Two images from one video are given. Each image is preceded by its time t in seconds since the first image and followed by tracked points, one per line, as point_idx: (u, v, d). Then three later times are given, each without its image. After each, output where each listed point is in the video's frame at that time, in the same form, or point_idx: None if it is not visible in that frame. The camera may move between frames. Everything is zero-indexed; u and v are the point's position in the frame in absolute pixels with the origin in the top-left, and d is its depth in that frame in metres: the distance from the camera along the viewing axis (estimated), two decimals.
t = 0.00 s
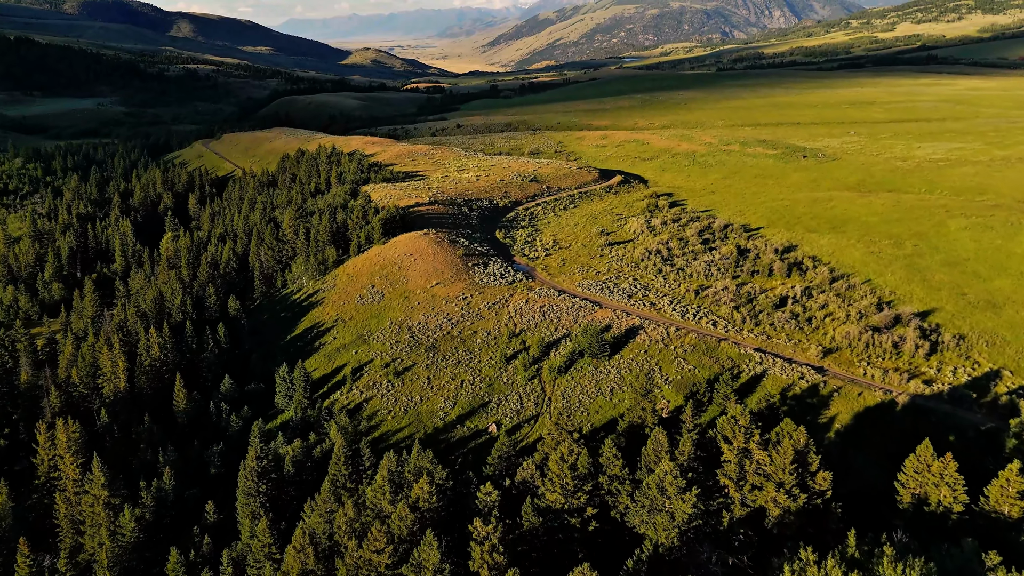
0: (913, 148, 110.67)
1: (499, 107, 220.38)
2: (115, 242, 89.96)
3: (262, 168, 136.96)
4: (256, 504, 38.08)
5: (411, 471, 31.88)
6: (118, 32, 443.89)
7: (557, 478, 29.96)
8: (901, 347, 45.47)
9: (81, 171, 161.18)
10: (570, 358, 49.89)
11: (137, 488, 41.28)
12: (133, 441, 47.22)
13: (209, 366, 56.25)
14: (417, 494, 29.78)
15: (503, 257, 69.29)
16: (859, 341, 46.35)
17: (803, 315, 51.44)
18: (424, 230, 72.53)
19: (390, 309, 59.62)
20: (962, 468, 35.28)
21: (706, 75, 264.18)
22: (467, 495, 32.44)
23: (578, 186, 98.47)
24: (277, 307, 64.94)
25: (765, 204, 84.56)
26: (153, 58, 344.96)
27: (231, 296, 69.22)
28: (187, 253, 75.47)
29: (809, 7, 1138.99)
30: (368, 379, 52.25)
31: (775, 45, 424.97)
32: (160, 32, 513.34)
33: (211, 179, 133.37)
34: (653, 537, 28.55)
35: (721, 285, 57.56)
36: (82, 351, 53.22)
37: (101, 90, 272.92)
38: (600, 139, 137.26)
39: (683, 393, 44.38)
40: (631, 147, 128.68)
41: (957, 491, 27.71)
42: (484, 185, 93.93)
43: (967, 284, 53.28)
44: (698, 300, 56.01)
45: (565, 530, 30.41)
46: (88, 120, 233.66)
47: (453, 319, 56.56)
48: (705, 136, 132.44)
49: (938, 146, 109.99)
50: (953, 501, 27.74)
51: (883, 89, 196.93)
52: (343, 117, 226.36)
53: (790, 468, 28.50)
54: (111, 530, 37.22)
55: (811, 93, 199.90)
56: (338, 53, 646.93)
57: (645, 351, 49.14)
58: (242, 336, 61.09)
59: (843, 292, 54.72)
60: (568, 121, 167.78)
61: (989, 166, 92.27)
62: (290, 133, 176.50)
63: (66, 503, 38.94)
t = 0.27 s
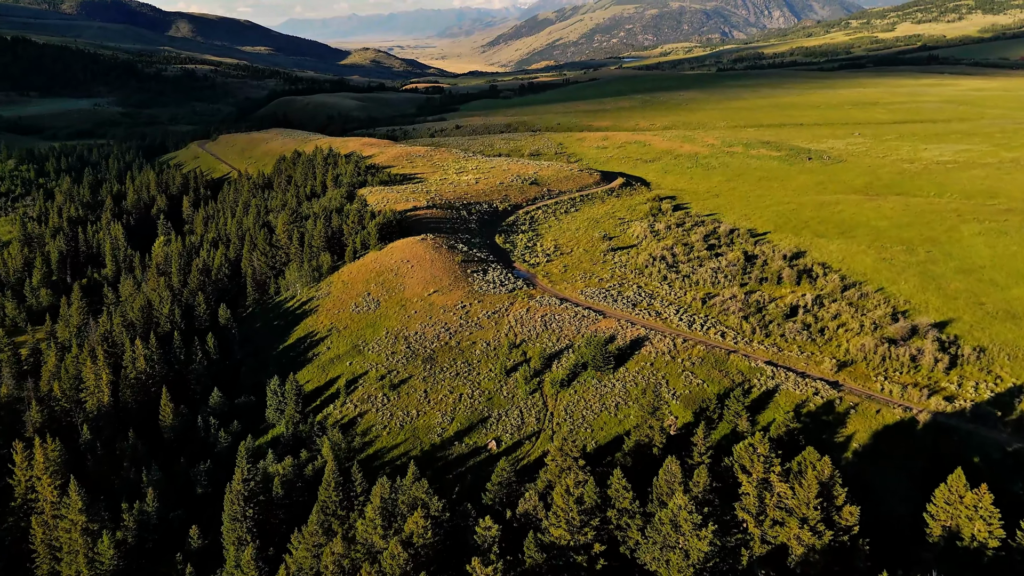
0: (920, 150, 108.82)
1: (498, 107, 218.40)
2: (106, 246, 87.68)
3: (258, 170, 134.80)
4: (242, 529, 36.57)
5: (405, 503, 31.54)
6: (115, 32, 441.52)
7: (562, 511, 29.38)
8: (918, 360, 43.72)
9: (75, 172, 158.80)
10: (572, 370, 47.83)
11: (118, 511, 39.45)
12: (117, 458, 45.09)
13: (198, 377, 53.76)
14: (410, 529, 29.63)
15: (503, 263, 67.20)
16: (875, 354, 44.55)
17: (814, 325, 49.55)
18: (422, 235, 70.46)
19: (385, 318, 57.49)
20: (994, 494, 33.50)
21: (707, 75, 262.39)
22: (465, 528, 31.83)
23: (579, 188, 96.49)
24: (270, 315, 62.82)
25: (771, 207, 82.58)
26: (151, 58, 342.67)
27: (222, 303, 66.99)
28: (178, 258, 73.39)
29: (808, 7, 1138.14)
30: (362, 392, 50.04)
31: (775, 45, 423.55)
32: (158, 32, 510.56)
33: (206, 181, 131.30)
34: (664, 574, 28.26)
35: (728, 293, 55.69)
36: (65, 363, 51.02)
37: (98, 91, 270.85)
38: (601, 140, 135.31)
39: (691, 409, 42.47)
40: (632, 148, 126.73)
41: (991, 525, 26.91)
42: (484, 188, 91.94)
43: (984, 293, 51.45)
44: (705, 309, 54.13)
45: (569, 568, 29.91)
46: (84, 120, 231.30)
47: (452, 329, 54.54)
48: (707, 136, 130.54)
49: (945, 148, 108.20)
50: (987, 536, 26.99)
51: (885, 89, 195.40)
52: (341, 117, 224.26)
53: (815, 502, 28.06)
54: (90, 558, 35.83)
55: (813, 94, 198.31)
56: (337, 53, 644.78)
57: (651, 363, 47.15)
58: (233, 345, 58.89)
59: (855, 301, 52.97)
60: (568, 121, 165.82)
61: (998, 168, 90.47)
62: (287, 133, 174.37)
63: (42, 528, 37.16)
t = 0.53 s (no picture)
0: (926, 151, 106.99)
1: (498, 108, 216.59)
2: (96, 251, 85.66)
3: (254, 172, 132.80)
4: (228, 557, 34.90)
5: (398, 539, 30.83)
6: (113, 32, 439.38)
7: (568, 551, 28.87)
8: (938, 375, 42.04)
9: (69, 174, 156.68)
10: (576, 384, 45.84)
11: (99, 536, 37.33)
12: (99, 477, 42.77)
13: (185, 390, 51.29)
14: (404, 569, 29.04)
15: (503, 270, 65.26)
16: (893, 369, 42.80)
17: (828, 337, 47.83)
18: (420, 240, 68.55)
19: (381, 328, 55.41)
20: None
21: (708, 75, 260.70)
22: (464, 565, 30.95)
23: (581, 191, 94.58)
24: (263, 324, 60.74)
25: (777, 211, 80.79)
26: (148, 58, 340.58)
27: (213, 310, 64.76)
28: (169, 264, 71.34)
29: (808, 7, 1137.22)
30: (357, 406, 47.84)
31: (775, 45, 422.10)
32: (157, 32, 508.14)
33: (202, 183, 129.25)
34: None
35: (737, 302, 53.92)
36: (47, 376, 48.68)
37: (96, 91, 268.97)
38: (603, 141, 133.44)
39: (701, 426, 40.57)
40: (634, 150, 124.86)
41: None
42: (483, 191, 89.98)
43: (1003, 303, 49.80)
44: (713, 319, 52.30)
45: None
46: (81, 121, 229.24)
47: (450, 339, 52.48)
48: (709, 138, 128.75)
49: (952, 149, 106.50)
50: None
51: (888, 89, 193.80)
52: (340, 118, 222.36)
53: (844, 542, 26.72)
54: None
55: (815, 94, 196.67)
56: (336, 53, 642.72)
57: (659, 377, 45.19)
58: (223, 356, 56.68)
59: (869, 310, 51.27)
60: (569, 122, 163.96)
61: (1008, 170, 88.73)
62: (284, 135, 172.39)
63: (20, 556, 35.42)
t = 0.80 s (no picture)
0: (935, 153, 105.02)
1: (498, 108, 214.55)
2: (87, 255, 83.45)
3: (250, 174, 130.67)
4: None
5: None
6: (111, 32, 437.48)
7: None
8: (962, 391, 40.24)
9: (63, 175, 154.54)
10: (581, 399, 43.78)
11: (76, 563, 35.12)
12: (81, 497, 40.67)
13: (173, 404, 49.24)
14: None
15: (503, 277, 63.28)
16: (914, 385, 40.93)
17: (844, 349, 45.96)
18: (419, 246, 66.55)
19: (378, 338, 53.36)
20: None
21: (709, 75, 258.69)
22: None
23: (583, 195, 92.53)
24: (256, 333, 58.75)
25: (785, 215, 78.74)
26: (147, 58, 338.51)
27: (204, 319, 62.65)
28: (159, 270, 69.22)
29: (808, 7, 1135.53)
30: (352, 421, 45.62)
31: (776, 45, 420.46)
32: (156, 32, 506.18)
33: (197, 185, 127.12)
34: None
35: (747, 312, 51.95)
36: (27, 390, 46.43)
37: (93, 91, 266.93)
38: (605, 143, 131.38)
39: (712, 446, 38.65)
40: (637, 151, 122.79)
41: None
42: (484, 194, 87.99)
43: None
44: (722, 330, 50.32)
45: None
46: (77, 121, 227.19)
47: (449, 351, 50.41)
48: (713, 139, 126.69)
49: (961, 151, 104.56)
50: None
51: (892, 90, 191.79)
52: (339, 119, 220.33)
53: None
54: None
55: (818, 94, 194.80)
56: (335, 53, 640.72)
57: (667, 393, 43.17)
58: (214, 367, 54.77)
59: (885, 321, 49.46)
60: (570, 123, 161.85)
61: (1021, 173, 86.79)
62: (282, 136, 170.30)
63: None
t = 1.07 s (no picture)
0: (945, 155, 102.92)
1: (499, 108, 212.66)
2: (79, 260, 81.57)
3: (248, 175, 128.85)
4: None
5: None
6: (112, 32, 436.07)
7: None
8: (988, 409, 38.45)
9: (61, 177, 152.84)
10: (587, 414, 41.83)
11: None
12: (64, 517, 38.69)
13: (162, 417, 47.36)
14: None
15: (506, 284, 61.41)
16: (937, 402, 39.16)
17: (861, 363, 44.04)
18: (419, 251, 64.71)
19: (376, 349, 51.47)
20: None
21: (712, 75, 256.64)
22: None
23: (586, 197, 90.55)
24: (250, 342, 56.93)
25: (795, 219, 76.76)
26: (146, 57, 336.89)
27: (197, 328, 60.81)
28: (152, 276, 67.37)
29: (810, 7, 1132.37)
30: (348, 437, 43.61)
31: (778, 45, 418.29)
32: (157, 32, 504.92)
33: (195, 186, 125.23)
34: None
35: (759, 322, 50.04)
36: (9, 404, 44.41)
37: (92, 91, 265.26)
38: (608, 144, 129.41)
39: (726, 466, 36.80)
40: (641, 153, 120.77)
41: None
42: (485, 197, 86.11)
43: None
44: (734, 341, 48.40)
45: None
46: (76, 122, 225.56)
47: (449, 362, 48.51)
48: (719, 140, 124.65)
49: (971, 153, 102.57)
50: None
51: (898, 90, 189.58)
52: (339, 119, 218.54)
53: None
54: None
55: (823, 95, 192.73)
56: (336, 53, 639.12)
57: (677, 408, 41.28)
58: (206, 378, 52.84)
59: (904, 332, 47.58)
60: (572, 124, 159.84)
61: None
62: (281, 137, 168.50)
63: None
